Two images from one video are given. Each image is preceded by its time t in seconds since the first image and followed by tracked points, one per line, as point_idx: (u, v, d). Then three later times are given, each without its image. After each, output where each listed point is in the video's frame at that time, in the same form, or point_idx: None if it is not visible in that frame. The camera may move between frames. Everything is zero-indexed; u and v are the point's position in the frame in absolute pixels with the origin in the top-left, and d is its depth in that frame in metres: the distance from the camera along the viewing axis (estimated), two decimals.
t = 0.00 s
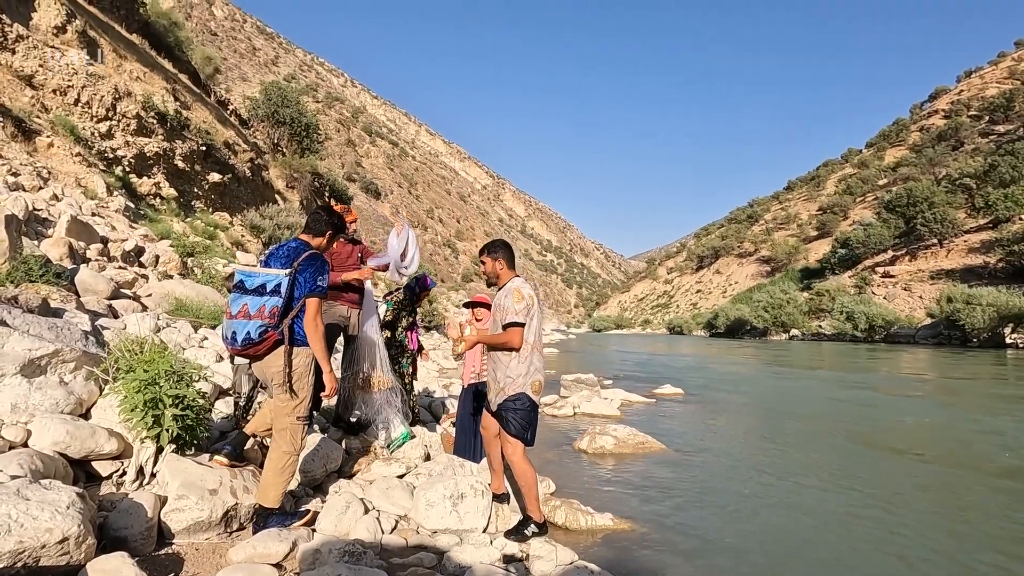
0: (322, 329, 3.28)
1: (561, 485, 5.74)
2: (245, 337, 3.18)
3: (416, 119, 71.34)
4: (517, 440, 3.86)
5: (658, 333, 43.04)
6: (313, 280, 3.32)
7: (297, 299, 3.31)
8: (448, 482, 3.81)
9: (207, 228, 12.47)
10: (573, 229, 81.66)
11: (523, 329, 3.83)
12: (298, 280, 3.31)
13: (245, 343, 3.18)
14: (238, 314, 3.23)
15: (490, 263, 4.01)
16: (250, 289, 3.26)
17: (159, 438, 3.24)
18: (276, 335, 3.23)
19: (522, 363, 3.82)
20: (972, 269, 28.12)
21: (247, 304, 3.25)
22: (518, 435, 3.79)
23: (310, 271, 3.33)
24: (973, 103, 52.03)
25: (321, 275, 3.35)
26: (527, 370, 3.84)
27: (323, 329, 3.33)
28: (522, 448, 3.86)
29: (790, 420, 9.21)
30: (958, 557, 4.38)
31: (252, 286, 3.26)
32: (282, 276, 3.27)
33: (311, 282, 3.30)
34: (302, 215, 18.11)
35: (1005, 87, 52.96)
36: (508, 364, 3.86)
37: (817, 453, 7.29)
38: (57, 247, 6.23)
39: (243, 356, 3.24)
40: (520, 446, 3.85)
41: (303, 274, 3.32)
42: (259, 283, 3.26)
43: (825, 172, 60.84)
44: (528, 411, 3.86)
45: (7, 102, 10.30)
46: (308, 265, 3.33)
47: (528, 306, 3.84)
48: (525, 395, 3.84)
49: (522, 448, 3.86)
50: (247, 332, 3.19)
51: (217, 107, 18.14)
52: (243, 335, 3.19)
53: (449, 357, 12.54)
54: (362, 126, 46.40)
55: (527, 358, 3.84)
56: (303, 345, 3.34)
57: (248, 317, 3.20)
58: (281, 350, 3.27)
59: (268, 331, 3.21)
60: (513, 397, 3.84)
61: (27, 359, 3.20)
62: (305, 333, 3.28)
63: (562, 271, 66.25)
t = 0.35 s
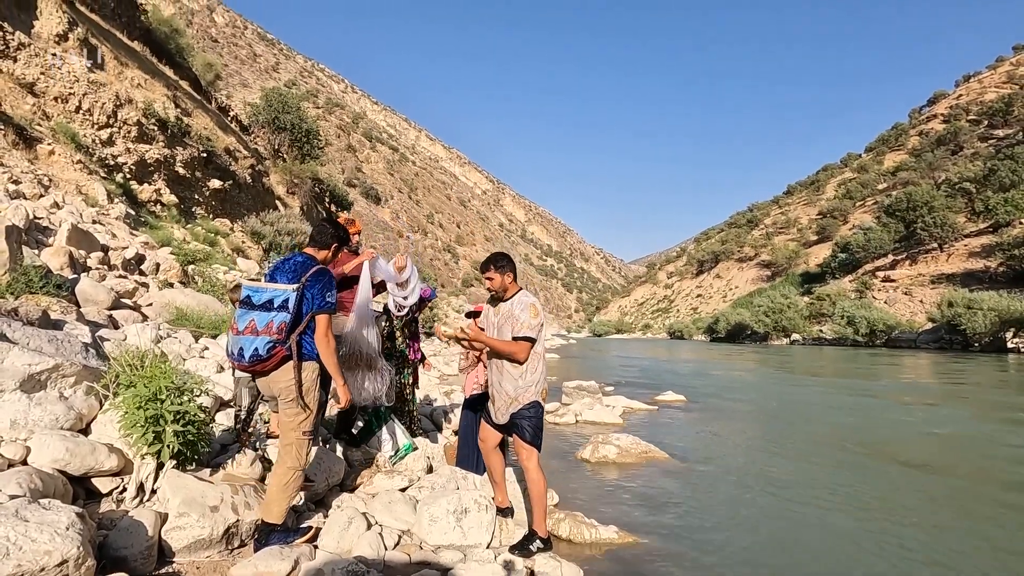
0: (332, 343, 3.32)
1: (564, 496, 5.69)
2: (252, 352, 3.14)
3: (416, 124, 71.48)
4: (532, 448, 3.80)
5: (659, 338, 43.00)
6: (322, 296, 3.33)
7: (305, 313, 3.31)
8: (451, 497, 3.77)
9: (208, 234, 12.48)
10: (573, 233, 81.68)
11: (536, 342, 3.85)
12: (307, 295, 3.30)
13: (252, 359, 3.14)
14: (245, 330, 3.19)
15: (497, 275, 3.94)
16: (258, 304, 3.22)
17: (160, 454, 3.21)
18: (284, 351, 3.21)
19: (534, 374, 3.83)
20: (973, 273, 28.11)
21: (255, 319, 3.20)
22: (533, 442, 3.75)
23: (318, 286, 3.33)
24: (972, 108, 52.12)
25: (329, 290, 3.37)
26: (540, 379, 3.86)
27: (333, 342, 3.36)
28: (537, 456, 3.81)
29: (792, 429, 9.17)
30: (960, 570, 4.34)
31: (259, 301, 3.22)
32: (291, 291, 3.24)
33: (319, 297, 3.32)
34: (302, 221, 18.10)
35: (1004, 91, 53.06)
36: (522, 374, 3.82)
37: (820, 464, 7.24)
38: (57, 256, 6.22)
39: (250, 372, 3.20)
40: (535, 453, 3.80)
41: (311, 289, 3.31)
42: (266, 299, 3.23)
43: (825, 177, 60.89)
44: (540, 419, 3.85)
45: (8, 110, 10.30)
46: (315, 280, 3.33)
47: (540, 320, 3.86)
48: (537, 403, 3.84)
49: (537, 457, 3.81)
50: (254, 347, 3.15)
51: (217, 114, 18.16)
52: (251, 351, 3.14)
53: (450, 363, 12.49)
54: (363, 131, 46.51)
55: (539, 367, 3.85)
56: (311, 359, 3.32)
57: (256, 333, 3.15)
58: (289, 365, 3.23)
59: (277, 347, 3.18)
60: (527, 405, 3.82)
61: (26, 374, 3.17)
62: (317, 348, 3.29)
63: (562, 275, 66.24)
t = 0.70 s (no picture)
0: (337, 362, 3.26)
1: (569, 509, 5.66)
2: (258, 366, 3.13)
3: (418, 129, 71.62)
4: (533, 466, 3.79)
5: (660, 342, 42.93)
6: (330, 315, 3.28)
7: (314, 331, 3.28)
8: (456, 514, 3.77)
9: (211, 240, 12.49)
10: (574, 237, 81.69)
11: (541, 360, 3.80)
12: (315, 312, 3.27)
13: (257, 372, 3.12)
14: (253, 343, 3.19)
15: (504, 290, 3.91)
16: (268, 318, 3.21)
17: (162, 474, 3.19)
18: (289, 366, 3.19)
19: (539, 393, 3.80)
20: (976, 277, 28.02)
21: (263, 333, 3.19)
22: (534, 460, 3.74)
23: (327, 305, 3.30)
24: (974, 111, 52.06)
25: (338, 309, 3.33)
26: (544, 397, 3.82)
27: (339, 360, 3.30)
28: (538, 475, 3.80)
29: (796, 438, 9.11)
30: None
31: (269, 315, 3.20)
32: (300, 308, 3.22)
33: (327, 316, 3.28)
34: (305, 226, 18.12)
35: (1005, 94, 53.01)
36: (525, 392, 3.79)
37: (824, 475, 7.18)
38: (61, 266, 6.22)
39: (255, 386, 3.18)
40: (537, 472, 3.78)
41: (320, 307, 3.28)
42: (276, 313, 3.21)
43: (827, 180, 60.83)
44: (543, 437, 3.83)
45: (13, 118, 10.33)
46: (325, 299, 3.30)
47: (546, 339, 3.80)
48: (539, 420, 3.81)
49: (538, 475, 3.79)
50: (260, 361, 3.14)
51: (221, 119, 18.19)
52: (256, 363, 3.13)
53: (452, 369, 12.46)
54: (364, 136, 46.59)
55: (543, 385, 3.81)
56: (317, 376, 3.30)
57: (264, 347, 3.14)
58: (293, 381, 3.21)
59: (282, 361, 3.16)
60: (529, 423, 3.79)
61: (28, 393, 3.15)
62: (322, 365, 3.25)
63: (563, 279, 66.23)
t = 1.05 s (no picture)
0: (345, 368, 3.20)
1: (571, 518, 5.62)
2: (266, 368, 3.12)
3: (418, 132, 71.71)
4: (526, 488, 3.72)
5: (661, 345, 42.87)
6: (338, 320, 3.25)
7: (321, 336, 3.24)
8: (457, 526, 3.76)
9: (211, 245, 12.49)
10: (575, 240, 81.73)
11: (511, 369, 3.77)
12: (323, 319, 3.25)
13: (265, 375, 3.11)
14: (264, 346, 3.17)
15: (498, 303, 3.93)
16: (278, 323, 3.21)
17: (161, 487, 3.16)
18: (296, 369, 3.17)
19: (521, 407, 3.75)
20: (977, 280, 27.96)
21: (274, 337, 3.18)
22: (525, 482, 3.68)
23: (336, 311, 3.28)
24: (974, 114, 52.06)
25: (347, 315, 3.30)
26: (534, 414, 3.73)
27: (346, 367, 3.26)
28: (532, 496, 3.73)
29: (799, 445, 9.04)
30: None
31: (280, 321, 3.21)
32: (310, 314, 3.22)
33: (336, 321, 3.24)
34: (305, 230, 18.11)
35: (1005, 97, 53.02)
36: (514, 407, 3.77)
37: (824, 482, 7.15)
38: (61, 273, 6.20)
39: (263, 390, 3.18)
40: (529, 493, 3.72)
41: (329, 314, 3.27)
42: (286, 319, 3.21)
43: (827, 183, 60.81)
44: (536, 456, 3.73)
45: (14, 123, 10.33)
46: (335, 306, 3.30)
47: (520, 349, 3.73)
48: (532, 438, 3.72)
49: (531, 496, 3.72)
50: (268, 363, 3.13)
51: (221, 124, 18.21)
52: (264, 366, 3.12)
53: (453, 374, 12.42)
54: (365, 139, 46.66)
55: (532, 401, 3.73)
56: (323, 382, 3.27)
57: (273, 350, 3.13)
58: (299, 386, 3.21)
59: (289, 365, 3.15)
60: (522, 440, 3.72)
61: (27, 406, 3.13)
62: (328, 371, 3.22)
63: (564, 282, 66.23)
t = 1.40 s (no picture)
0: (347, 362, 3.14)
1: (571, 523, 5.58)
2: (265, 362, 3.27)
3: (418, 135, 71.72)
4: (511, 499, 3.73)
5: (661, 348, 42.82)
6: (334, 313, 3.17)
7: (318, 330, 3.19)
8: (458, 533, 3.71)
9: (210, 247, 12.46)
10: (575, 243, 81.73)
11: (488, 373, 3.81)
12: (319, 311, 3.20)
13: (265, 367, 3.24)
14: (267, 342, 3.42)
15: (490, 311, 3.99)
16: (281, 319, 3.54)
17: (157, 493, 3.12)
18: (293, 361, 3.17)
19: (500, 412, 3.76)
20: (977, 283, 27.92)
21: (276, 333, 3.42)
22: (511, 493, 3.68)
23: (331, 304, 3.19)
24: (973, 117, 52.09)
25: (343, 308, 3.20)
26: (514, 422, 3.68)
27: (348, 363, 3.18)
28: (517, 505, 3.74)
29: (801, 449, 9.00)
30: None
31: (281, 317, 3.54)
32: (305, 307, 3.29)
33: (331, 315, 3.16)
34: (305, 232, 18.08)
35: (1004, 100, 53.03)
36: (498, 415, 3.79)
37: (826, 486, 7.11)
38: (59, 276, 6.17)
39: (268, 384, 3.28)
40: (515, 502, 3.72)
41: (325, 306, 3.20)
42: (287, 315, 3.56)
43: (826, 185, 60.81)
44: (521, 465, 3.67)
45: (14, 126, 10.31)
46: (330, 299, 3.21)
47: (490, 355, 3.73)
48: (511, 446, 3.68)
49: (517, 507, 3.73)
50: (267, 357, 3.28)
51: (221, 126, 18.18)
52: (264, 360, 3.28)
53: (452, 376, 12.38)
54: (365, 142, 46.66)
55: (512, 409, 3.69)
56: (323, 377, 3.24)
57: (271, 342, 3.34)
58: (298, 381, 3.20)
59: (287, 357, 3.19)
60: (506, 450, 3.70)
61: (21, 411, 3.09)
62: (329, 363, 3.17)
63: (564, 285, 66.20)
